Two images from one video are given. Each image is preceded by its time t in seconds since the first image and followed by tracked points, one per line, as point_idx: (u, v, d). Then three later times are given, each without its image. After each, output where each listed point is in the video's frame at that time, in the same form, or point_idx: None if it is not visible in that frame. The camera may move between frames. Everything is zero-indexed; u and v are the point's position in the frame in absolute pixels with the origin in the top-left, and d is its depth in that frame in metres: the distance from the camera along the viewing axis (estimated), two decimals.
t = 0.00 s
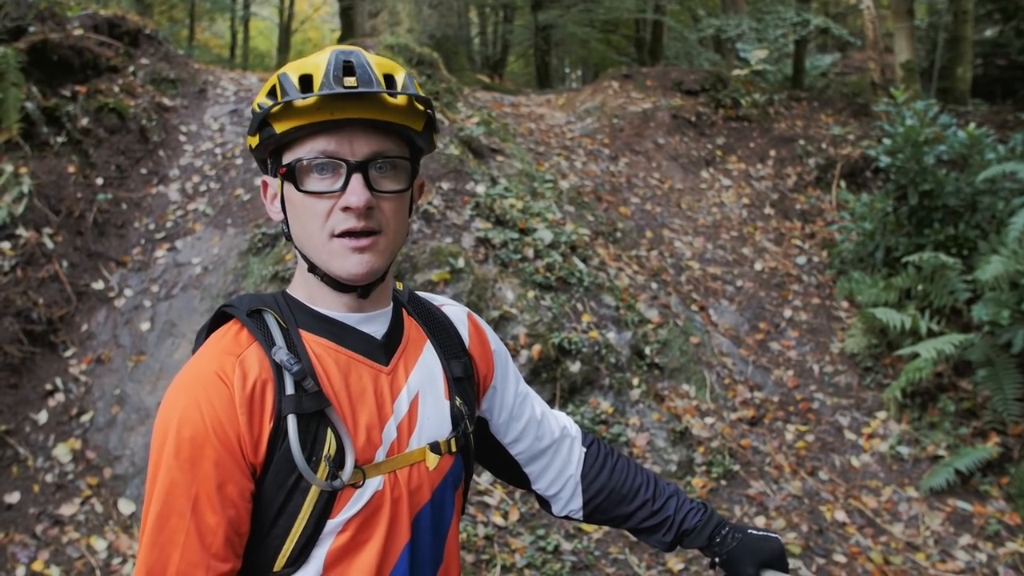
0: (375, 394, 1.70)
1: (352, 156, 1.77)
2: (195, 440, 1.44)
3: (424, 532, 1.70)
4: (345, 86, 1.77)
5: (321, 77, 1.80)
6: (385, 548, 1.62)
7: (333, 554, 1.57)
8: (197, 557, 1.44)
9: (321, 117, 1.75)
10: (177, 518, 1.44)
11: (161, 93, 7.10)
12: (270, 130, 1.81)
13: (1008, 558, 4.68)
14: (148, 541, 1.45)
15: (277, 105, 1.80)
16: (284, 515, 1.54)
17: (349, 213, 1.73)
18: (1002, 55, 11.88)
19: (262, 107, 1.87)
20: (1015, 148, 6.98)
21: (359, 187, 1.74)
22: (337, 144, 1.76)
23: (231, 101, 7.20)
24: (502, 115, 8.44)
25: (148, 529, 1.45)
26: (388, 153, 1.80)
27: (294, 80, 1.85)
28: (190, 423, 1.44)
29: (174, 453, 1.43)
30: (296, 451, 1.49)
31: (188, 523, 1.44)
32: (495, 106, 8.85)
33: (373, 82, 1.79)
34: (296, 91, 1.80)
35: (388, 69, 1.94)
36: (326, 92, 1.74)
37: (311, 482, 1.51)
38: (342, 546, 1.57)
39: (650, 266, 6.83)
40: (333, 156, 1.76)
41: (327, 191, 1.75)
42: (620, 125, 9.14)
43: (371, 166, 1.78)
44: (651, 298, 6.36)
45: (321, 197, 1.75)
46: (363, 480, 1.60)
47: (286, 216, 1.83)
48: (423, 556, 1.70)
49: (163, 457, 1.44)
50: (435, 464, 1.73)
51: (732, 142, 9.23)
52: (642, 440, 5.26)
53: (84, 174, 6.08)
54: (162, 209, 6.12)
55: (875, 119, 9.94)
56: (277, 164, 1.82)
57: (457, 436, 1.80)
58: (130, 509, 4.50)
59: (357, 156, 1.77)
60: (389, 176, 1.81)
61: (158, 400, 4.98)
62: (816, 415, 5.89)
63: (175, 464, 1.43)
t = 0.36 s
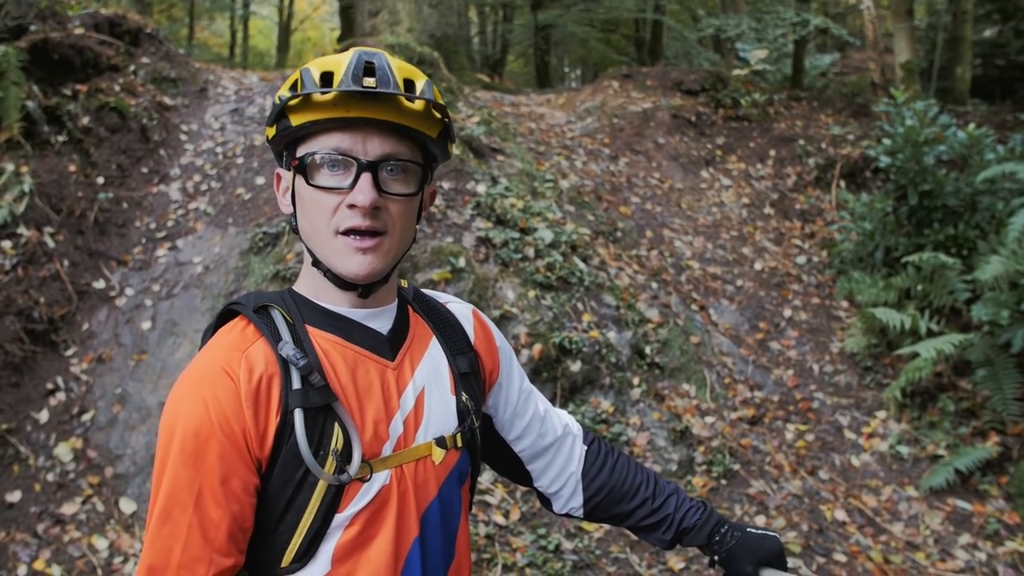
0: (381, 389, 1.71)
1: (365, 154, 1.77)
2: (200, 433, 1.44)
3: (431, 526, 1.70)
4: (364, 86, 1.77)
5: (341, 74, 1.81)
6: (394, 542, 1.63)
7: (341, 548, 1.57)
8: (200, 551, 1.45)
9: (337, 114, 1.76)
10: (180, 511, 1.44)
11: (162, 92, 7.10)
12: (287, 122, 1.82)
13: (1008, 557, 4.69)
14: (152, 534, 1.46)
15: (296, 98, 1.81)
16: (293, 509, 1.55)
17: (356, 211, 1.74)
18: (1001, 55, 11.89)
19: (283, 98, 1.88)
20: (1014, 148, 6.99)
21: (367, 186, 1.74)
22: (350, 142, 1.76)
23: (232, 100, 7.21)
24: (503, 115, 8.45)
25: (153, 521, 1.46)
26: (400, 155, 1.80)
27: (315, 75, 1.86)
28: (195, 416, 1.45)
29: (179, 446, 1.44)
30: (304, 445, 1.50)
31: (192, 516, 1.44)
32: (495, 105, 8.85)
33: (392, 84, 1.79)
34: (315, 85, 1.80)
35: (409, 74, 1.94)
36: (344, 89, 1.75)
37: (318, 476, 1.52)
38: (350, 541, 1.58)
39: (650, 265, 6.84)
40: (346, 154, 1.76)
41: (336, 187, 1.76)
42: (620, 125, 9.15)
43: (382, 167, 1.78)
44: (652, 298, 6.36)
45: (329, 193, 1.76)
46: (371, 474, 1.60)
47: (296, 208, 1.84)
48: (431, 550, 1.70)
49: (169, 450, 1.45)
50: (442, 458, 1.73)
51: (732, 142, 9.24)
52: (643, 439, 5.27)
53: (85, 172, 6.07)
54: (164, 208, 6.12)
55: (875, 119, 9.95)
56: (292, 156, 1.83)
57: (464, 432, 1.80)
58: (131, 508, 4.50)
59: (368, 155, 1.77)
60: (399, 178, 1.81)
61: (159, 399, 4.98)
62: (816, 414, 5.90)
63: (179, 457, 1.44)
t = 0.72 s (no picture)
0: (390, 388, 1.71)
1: (392, 166, 1.76)
2: (209, 421, 1.43)
3: (437, 526, 1.70)
4: (396, 97, 1.76)
5: (371, 84, 1.78)
6: (400, 541, 1.63)
7: (347, 546, 1.57)
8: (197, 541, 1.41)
9: (367, 126, 1.73)
10: (180, 500, 1.41)
11: (162, 89, 7.09)
12: (311, 128, 1.78)
13: (1006, 556, 4.70)
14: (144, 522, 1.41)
15: (322, 105, 1.77)
16: (299, 507, 1.55)
17: (382, 224, 1.74)
18: (1000, 56, 11.90)
19: (304, 102, 1.84)
20: (1014, 149, 7.00)
21: (395, 200, 1.74)
22: (378, 154, 1.75)
23: (232, 98, 7.21)
24: (502, 114, 8.44)
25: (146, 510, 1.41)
26: (426, 168, 1.81)
27: (341, 80, 1.82)
28: (205, 404, 1.44)
29: (185, 432, 1.42)
30: (312, 441, 1.50)
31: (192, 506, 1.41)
32: (495, 104, 8.84)
33: (424, 97, 1.79)
34: (343, 93, 1.77)
35: (433, 81, 1.93)
36: (377, 102, 1.72)
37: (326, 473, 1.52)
38: (356, 539, 1.58)
39: (649, 265, 6.84)
40: (373, 165, 1.75)
41: (362, 198, 1.75)
42: (620, 124, 9.15)
43: (408, 179, 1.78)
44: (651, 297, 6.37)
45: (355, 204, 1.75)
46: (378, 472, 1.61)
47: (315, 214, 1.82)
48: (437, 550, 1.71)
49: (173, 437, 1.43)
50: (450, 458, 1.74)
51: (731, 141, 9.24)
52: (642, 438, 5.27)
53: (85, 169, 6.06)
54: (163, 205, 6.11)
55: (874, 119, 9.96)
56: (313, 162, 1.80)
57: (471, 432, 1.80)
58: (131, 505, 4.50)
59: (396, 168, 1.76)
60: (423, 190, 1.81)
61: (159, 397, 4.98)
62: (815, 414, 5.91)
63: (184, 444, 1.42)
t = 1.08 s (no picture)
0: (395, 390, 1.71)
1: (393, 169, 1.76)
2: (217, 432, 1.43)
3: (442, 527, 1.71)
4: (394, 99, 1.76)
5: (370, 86, 1.78)
6: (405, 543, 1.63)
7: (353, 548, 1.58)
8: (212, 550, 1.44)
9: (365, 129, 1.74)
10: (194, 509, 1.44)
11: (161, 89, 7.09)
12: (311, 131, 1.79)
13: (1006, 554, 4.71)
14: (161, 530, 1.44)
15: (321, 107, 1.78)
16: (305, 509, 1.55)
17: (383, 227, 1.74)
18: (998, 54, 11.91)
19: (305, 103, 1.84)
20: (1012, 147, 7.01)
21: (395, 202, 1.74)
22: (377, 156, 1.75)
23: (231, 98, 7.21)
24: (501, 113, 8.44)
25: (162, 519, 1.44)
26: (426, 170, 1.81)
27: (341, 82, 1.83)
28: (212, 414, 1.44)
29: (194, 443, 1.43)
30: (319, 445, 1.50)
31: (206, 515, 1.44)
32: (494, 104, 8.84)
33: (422, 98, 1.78)
34: (342, 96, 1.77)
35: (434, 81, 1.93)
36: (375, 104, 1.72)
37: (333, 476, 1.52)
38: (362, 541, 1.58)
39: (648, 264, 6.84)
40: (373, 167, 1.75)
41: (362, 200, 1.75)
42: (618, 123, 9.15)
43: (408, 181, 1.78)
44: (650, 296, 6.37)
45: (355, 207, 1.75)
46: (384, 474, 1.61)
47: (316, 216, 1.83)
48: (441, 551, 1.71)
49: (183, 447, 1.43)
50: (454, 459, 1.74)
51: (730, 140, 9.24)
52: (642, 437, 5.27)
53: (84, 170, 6.06)
54: (163, 205, 6.11)
55: (873, 117, 9.96)
56: (313, 165, 1.80)
57: (475, 433, 1.81)
58: (132, 505, 4.50)
59: (396, 170, 1.76)
60: (423, 191, 1.81)
61: (159, 397, 4.98)
62: (815, 412, 5.92)
63: (194, 455, 1.43)
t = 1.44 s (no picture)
0: (391, 385, 1.71)
1: (387, 161, 1.76)
2: (212, 428, 1.44)
3: (438, 521, 1.71)
4: (389, 91, 1.75)
5: (364, 78, 1.78)
6: (401, 537, 1.63)
7: (349, 543, 1.58)
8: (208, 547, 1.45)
9: (360, 120, 1.73)
10: (189, 506, 1.44)
11: (155, 86, 7.06)
12: (306, 123, 1.78)
13: (1001, 547, 4.74)
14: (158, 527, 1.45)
15: (317, 100, 1.77)
16: (301, 504, 1.55)
17: (377, 219, 1.74)
18: (993, 50, 11.94)
19: (300, 97, 1.83)
20: (1007, 142, 7.02)
21: (389, 194, 1.74)
22: (372, 148, 1.75)
23: (226, 95, 7.18)
24: (496, 109, 8.43)
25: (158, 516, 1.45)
26: (421, 162, 1.80)
27: (336, 75, 1.82)
28: (208, 411, 1.44)
29: (190, 440, 1.43)
30: (315, 440, 1.50)
31: (201, 512, 1.44)
32: (489, 100, 8.83)
33: (417, 91, 1.77)
34: (337, 88, 1.77)
35: (429, 75, 1.92)
36: (369, 97, 1.72)
37: (329, 471, 1.52)
38: (358, 535, 1.58)
39: (644, 259, 6.85)
40: (368, 159, 1.75)
41: (357, 192, 1.75)
42: (614, 119, 9.15)
43: (403, 173, 1.78)
44: (646, 291, 6.37)
45: (350, 199, 1.75)
46: (380, 469, 1.61)
47: (312, 209, 1.82)
48: (437, 546, 1.71)
49: (179, 444, 1.44)
50: (450, 454, 1.74)
51: (726, 136, 9.24)
52: (638, 432, 5.28)
53: (79, 167, 6.03)
54: (158, 203, 6.08)
55: (868, 113, 9.97)
56: (309, 157, 1.80)
57: (470, 427, 1.81)
58: (128, 503, 4.50)
59: (391, 162, 1.76)
60: (418, 183, 1.81)
61: (155, 394, 4.97)
62: (811, 407, 5.93)
63: (189, 452, 1.43)
